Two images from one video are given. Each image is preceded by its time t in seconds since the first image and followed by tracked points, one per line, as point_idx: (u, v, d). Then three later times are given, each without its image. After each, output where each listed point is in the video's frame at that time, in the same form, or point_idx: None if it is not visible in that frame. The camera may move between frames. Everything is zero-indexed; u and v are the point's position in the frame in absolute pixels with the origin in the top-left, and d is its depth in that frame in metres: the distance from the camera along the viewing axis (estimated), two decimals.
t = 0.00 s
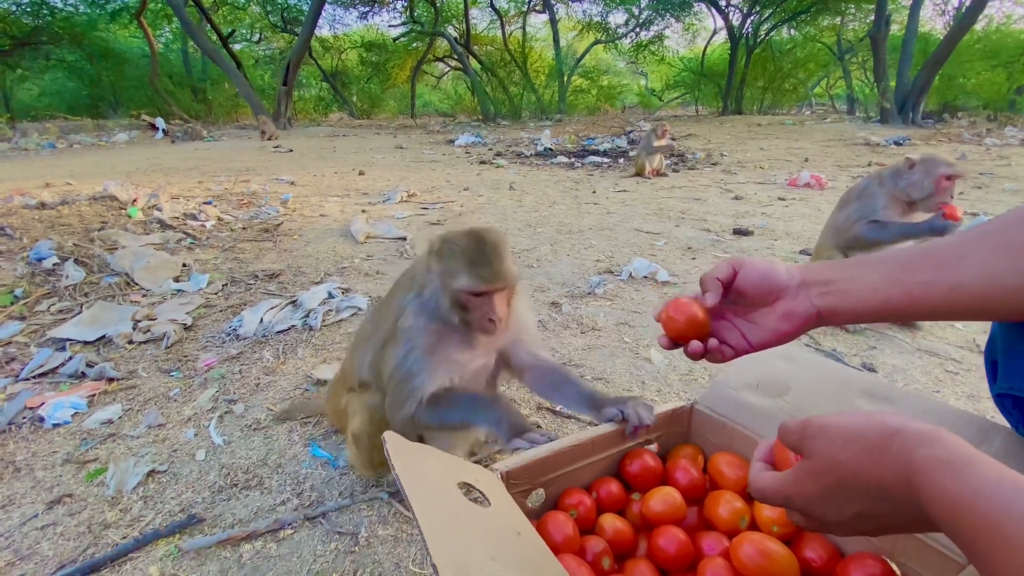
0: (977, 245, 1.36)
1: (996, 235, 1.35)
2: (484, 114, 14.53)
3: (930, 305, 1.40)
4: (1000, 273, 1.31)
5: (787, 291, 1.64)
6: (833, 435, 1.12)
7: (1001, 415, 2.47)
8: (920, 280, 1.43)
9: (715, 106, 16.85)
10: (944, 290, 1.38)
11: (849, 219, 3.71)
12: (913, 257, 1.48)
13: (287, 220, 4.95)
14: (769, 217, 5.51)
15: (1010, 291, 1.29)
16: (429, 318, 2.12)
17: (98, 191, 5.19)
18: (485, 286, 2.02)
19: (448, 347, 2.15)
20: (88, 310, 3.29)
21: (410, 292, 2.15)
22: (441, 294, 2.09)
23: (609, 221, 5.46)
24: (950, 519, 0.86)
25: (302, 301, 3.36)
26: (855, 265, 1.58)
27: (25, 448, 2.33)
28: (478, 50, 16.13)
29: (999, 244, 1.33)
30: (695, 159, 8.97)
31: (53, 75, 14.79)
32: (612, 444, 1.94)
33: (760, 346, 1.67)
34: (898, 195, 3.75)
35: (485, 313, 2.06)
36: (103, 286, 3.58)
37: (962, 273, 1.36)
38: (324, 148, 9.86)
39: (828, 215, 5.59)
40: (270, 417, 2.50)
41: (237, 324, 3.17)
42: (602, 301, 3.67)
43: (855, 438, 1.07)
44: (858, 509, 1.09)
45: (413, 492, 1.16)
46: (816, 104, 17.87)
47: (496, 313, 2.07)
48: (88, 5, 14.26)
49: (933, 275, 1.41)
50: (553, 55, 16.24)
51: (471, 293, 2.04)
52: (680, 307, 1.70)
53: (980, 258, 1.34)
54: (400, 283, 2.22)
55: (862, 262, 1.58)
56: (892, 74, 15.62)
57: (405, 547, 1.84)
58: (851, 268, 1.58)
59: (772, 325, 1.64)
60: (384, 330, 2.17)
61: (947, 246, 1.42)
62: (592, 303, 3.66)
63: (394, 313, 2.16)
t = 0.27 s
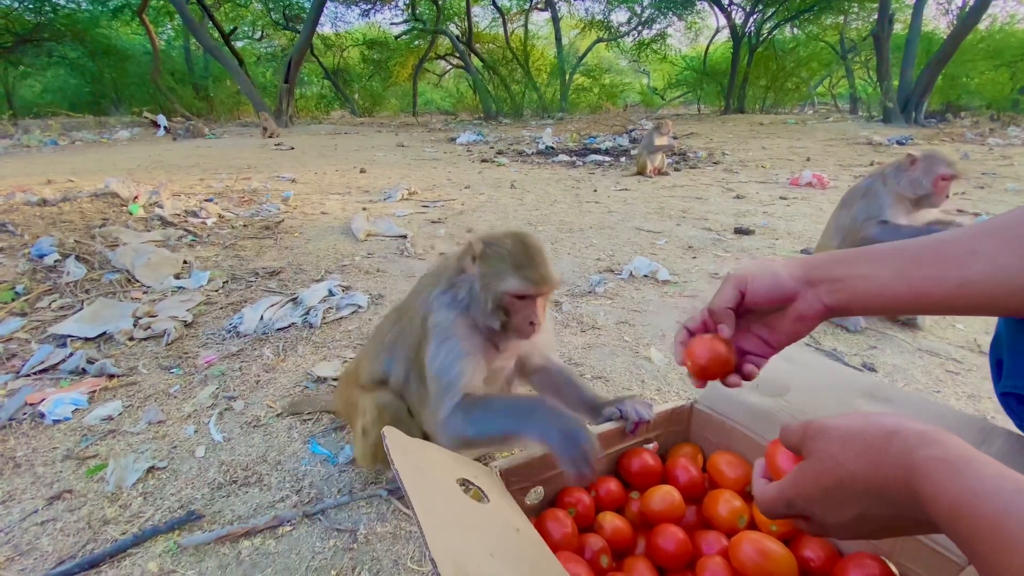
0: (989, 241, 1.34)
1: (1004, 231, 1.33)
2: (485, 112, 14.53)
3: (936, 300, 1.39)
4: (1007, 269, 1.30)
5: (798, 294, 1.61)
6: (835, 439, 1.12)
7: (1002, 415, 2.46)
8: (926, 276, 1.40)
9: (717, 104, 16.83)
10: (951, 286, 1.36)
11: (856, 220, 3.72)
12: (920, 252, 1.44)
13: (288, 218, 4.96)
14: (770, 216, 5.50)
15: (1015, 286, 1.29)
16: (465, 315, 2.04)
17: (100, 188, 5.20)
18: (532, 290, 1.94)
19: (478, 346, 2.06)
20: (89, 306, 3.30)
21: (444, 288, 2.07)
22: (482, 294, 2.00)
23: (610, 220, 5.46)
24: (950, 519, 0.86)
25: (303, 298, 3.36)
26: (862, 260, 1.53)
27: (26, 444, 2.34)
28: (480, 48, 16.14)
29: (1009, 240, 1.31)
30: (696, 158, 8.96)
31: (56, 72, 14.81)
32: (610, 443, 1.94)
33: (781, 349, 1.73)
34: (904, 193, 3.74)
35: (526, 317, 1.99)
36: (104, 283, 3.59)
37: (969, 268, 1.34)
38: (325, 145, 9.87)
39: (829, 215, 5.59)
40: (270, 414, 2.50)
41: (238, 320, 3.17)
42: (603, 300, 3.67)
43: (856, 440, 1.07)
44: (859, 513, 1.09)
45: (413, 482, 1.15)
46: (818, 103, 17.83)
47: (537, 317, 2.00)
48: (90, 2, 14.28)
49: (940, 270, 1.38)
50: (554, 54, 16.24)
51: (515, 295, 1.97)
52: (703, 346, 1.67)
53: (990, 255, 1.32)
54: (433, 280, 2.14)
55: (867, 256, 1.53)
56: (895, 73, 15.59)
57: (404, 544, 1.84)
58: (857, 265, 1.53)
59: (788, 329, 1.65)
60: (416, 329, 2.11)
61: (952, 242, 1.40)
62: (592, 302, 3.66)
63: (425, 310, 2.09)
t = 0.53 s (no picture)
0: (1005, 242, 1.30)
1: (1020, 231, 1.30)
2: (488, 110, 14.51)
3: (950, 305, 1.36)
4: None
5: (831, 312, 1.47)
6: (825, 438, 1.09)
7: (1003, 417, 2.46)
8: (946, 284, 1.35)
9: (719, 103, 16.82)
10: (969, 289, 1.33)
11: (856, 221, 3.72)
12: (939, 257, 1.38)
13: (290, 214, 4.96)
14: (772, 216, 5.50)
15: None
16: (508, 322, 1.97)
17: (102, 183, 5.21)
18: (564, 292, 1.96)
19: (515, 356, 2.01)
20: (91, 302, 3.31)
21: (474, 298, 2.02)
22: (513, 299, 1.98)
23: (612, 218, 5.46)
24: (944, 516, 0.86)
25: (305, 295, 3.37)
26: (885, 276, 1.44)
27: (28, 439, 2.35)
28: (482, 46, 16.16)
29: None
30: (698, 157, 8.95)
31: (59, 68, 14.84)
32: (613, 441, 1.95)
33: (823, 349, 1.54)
34: (905, 195, 3.73)
35: (557, 319, 1.99)
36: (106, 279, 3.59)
37: (985, 273, 1.31)
38: (327, 142, 9.87)
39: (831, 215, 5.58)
40: (272, 410, 2.51)
41: (240, 318, 3.18)
42: (604, 299, 3.67)
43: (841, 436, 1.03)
44: (851, 513, 1.07)
45: (415, 475, 1.15)
46: (821, 103, 17.80)
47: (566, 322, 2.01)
48: None
49: (960, 273, 1.34)
50: (557, 52, 16.22)
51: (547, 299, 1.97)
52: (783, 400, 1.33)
53: (1011, 256, 1.29)
54: (452, 286, 2.11)
55: (889, 268, 1.44)
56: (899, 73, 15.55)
57: (404, 540, 1.84)
58: (883, 279, 1.44)
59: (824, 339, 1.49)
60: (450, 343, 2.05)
61: (970, 242, 1.35)
62: (593, 301, 3.66)
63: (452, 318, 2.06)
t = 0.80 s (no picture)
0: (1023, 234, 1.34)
1: None
2: (491, 108, 14.48)
3: (962, 292, 1.37)
4: None
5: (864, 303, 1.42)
6: (835, 444, 1.09)
7: (1005, 417, 2.46)
8: (966, 271, 1.37)
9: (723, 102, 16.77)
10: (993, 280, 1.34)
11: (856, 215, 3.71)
12: (961, 244, 1.38)
13: (293, 210, 4.96)
14: (775, 215, 5.49)
15: None
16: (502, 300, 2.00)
17: (105, 177, 5.21)
18: (561, 268, 1.95)
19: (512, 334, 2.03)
20: (94, 294, 3.32)
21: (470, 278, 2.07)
22: (509, 277, 2.00)
23: (614, 216, 5.45)
24: (953, 521, 0.85)
25: (307, 289, 3.37)
26: (910, 262, 1.42)
27: (30, 429, 2.35)
28: (486, 43, 16.14)
29: None
30: (702, 156, 8.94)
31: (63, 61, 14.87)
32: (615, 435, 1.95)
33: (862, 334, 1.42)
34: (907, 194, 3.73)
35: (555, 296, 1.99)
36: (109, 271, 3.60)
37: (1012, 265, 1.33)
38: (330, 138, 9.87)
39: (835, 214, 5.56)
40: (273, 403, 2.51)
41: (242, 311, 3.18)
42: (607, 296, 3.67)
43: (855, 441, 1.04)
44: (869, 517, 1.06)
45: (417, 466, 1.15)
46: (825, 103, 17.74)
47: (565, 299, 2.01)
48: None
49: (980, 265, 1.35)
50: (561, 49, 16.19)
51: (546, 275, 1.96)
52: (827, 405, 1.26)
53: None
54: (450, 272, 2.16)
55: (914, 254, 1.42)
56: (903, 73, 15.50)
57: (405, 532, 1.85)
58: (907, 266, 1.42)
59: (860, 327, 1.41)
60: (444, 321, 2.11)
61: (993, 234, 1.37)
62: (596, 298, 3.65)
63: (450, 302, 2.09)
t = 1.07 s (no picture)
0: None
1: None
2: (494, 107, 14.47)
3: (960, 297, 1.37)
4: None
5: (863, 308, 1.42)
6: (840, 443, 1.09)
7: (1007, 420, 2.46)
8: (966, 277, 1.36)
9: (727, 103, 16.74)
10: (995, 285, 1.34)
11: (858, 219, 3.70)
12: (965, 249, 1.38)
13: (296, 207, 4.97)
14: (779, 217, 5.48)
15: None
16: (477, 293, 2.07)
17: (110, 172, 5.22)
18: (540, 256, 1.99)
19: (490, 322, 2.11)
20: (99, 288, 3.33)
21: (451, 268, 2.10)
22: (488, 268, 2.03)
23: (617, 216, 5.45)
24: (957, 520, 0.86)
25: (309, 286, 3.38)
26: (911, 269, 1.42)
27: (35, 422, 2.36)
28: (490, 42, 16.14)
29: None
30: (705, 157, 8.93)
31: (68, 57, 14.91)
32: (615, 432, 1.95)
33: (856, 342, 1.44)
34: (910, 198, 3.72)
35: (535, 285, 2.03)
36: (114, 266, 3.61)
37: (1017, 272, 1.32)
38: (334, 136, 9.88)
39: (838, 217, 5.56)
40: (276, 399, 2.52)
41: (245, 309, 3.18)
42: (609, 297, 3.67)
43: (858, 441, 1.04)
44: (872, 516, 1.06)
45: (421, 464, 1.15)
46: (830, 105, 17.71)
47: (545, 286, 2.05)
48: None
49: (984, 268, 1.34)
50: (565, 49, 16.20)
51: (523, 263, 2.00)
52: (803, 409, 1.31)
53: None
54: (432, 263, 2.18)
55: (917, 259, 1.41)
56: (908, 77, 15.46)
57: (406, 529, 1.85)
58: (907, 272, 1.42)
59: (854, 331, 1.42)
60: (420, 309, 2.15)
61: (998, 238, 1.36)
62: (599, 298, 3.65)
63: (431, 292, 2.12)
